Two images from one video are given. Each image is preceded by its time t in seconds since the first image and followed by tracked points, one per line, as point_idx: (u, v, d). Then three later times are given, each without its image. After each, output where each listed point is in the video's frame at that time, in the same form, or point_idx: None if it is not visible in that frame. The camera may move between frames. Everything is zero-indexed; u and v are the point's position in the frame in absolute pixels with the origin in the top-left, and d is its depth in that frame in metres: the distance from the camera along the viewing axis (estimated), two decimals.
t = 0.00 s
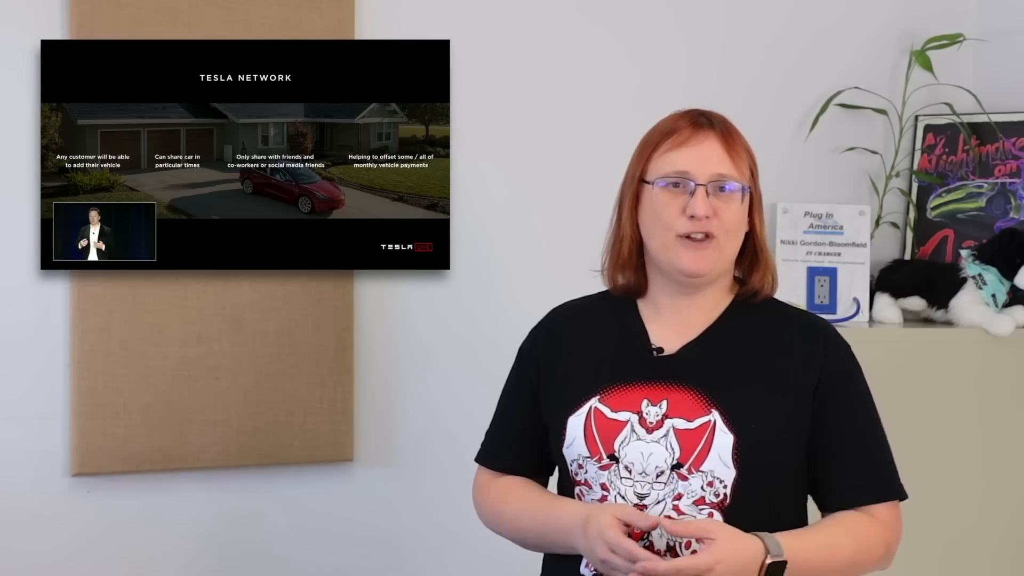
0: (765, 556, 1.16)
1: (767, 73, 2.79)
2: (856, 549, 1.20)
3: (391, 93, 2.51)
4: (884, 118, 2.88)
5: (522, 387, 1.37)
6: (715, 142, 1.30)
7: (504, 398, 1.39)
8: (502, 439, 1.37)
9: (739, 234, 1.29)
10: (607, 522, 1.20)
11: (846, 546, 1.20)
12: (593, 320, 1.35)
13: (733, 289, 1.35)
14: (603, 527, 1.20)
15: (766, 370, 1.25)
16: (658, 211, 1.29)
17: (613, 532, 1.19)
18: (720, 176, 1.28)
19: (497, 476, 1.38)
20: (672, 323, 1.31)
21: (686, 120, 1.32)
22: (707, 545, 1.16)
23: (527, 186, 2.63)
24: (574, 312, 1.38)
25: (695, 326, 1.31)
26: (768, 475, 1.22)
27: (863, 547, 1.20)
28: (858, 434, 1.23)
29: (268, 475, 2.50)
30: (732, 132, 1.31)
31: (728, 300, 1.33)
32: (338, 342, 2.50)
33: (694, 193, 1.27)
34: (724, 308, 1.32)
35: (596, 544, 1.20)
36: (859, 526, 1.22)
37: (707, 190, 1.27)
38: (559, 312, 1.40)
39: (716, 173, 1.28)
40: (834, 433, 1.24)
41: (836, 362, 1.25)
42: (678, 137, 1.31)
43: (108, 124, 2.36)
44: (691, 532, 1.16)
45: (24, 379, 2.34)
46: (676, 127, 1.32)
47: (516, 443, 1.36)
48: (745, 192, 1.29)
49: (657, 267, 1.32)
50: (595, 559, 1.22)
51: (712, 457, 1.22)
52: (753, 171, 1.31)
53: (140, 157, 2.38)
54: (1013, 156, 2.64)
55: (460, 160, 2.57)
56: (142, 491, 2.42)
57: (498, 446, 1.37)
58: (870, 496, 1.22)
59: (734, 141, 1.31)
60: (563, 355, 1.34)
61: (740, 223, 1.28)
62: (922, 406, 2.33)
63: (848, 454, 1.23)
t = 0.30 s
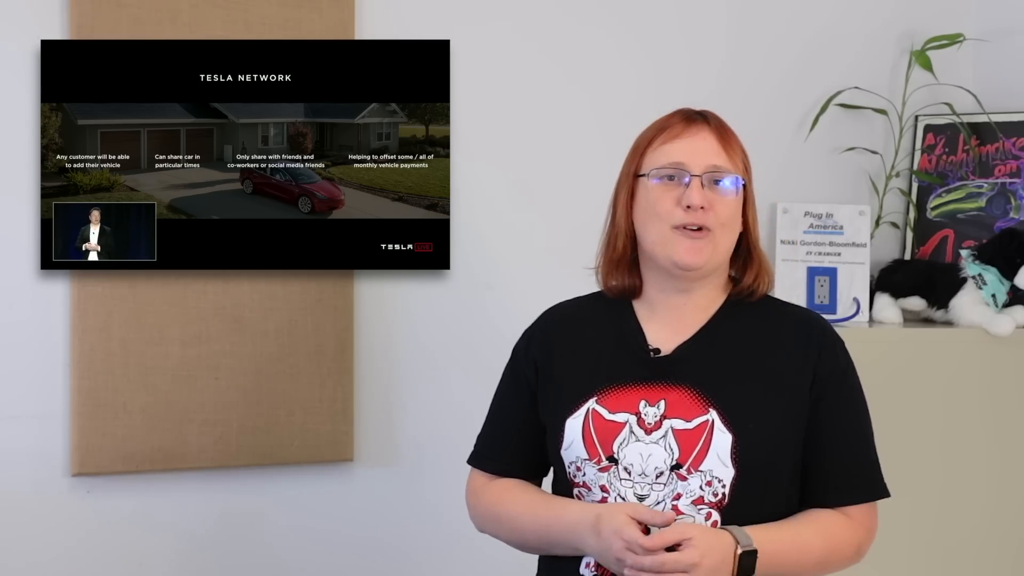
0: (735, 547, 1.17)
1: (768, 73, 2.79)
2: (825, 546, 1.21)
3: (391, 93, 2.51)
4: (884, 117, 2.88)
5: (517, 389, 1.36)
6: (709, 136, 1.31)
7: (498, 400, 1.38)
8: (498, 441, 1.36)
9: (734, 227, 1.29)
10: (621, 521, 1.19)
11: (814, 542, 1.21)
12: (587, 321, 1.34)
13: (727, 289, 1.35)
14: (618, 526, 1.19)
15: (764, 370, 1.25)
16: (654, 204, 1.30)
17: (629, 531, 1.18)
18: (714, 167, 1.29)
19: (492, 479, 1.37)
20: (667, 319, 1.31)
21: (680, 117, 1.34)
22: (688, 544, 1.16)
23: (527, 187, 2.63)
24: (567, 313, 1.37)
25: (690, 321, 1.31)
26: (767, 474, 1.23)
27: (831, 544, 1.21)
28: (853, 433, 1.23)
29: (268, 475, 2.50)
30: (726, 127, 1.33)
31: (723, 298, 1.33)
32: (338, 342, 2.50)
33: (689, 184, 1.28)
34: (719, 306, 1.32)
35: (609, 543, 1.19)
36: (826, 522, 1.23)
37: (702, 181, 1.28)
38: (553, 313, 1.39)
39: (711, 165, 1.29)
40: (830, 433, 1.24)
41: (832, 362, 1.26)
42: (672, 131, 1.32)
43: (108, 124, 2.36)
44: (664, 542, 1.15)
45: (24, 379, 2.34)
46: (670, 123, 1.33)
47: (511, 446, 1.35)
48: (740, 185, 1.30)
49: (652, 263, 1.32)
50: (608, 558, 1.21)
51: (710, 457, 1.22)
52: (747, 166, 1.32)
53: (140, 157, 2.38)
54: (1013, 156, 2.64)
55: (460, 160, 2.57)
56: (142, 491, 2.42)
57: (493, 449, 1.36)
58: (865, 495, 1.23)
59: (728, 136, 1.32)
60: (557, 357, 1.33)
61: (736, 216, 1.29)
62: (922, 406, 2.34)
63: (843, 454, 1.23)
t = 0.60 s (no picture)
0: (734, 544, 1.17)
1: (768, 73, 2.79)
2: (821, 542, 1.21)
3: (391, 93, 2.51)
4: (884, 118, 2.88)
5: (513, 388, 1.34)
6: (706, 133, 1.32)
7: (493, 401, 1.35)
8: (495, 441, 1.34)
9: (733, 222, 1.29)
10: (629, 518, 1.18)
11: (810, 539, 1.21)
12: (584, 321, 1.33)
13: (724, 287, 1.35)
14: (626, 523, 1.18)
15: (763, 366, 1.26)
16: (652, 200, 1.30)
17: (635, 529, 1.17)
18: (713, 163, 1.29)
19: (490, 480, 1.35)
20: (665, 316, 1.31)
21: (677, 115, 1.35)
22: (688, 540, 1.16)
23: (526, 188, 2.63)
24: (563, 313, 1.36)
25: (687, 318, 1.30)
26: (767, 470, 1.23)
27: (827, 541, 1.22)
28: (851, 427, 1.24)
29: (268, 475, 2.50)
30: (723, 125, 1.34)
31: (719, 296, 1.34)
32: (338, 342, 2.50)
33: (687, 179, 1.28)
34: (715, 303, 1.32)
35: (616, 541, 1.18)
36: (820, 521, 1.23)
37: (701, 176, 1.28)
38: (547, 314, 1.38)
39: (709, 160, 1.29)
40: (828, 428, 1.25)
41: (828, 357, 1.27)
42: (669, 129, 1.33)
43: (108, 124, 2.37)
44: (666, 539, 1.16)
45: (23, 378, 2.34)
46: (667, 121, 1.34)
47: (509, 446, 1.33)
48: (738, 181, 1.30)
49: (651, 260, 1.32)
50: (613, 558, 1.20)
51: (714, 452, 1.22)
52: (744, 164, 1.33)
53: (140, 157, 2.38)
54: (1013, 156, 2.64)
55: (460, 160, 2.57)
56: (142, 491, 2.42)
57: (490, 449, 1.34)
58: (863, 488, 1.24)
59: (726, 135, 1.33)
60: (557, 356, 1.32)
61: (734, 211, 1.29)
62: (922, 406, 2.34)
63: (842, 451, 1.24)
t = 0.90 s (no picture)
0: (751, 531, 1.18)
1: (768, 73, 2.79)
2: (826, 533, 1.22)
3: (391, 93, 2.51)
4: (884, 117, 2.88)
5: (512, 387, 1.33)
6: (708, 132, 1.32)
7: (492, 400, 1.35)
8: (495, 440, 1.33)
9: (732, 222, 1.29)
10: (632, 509, 1.18)
11: (816, 529, 1.21)
12: (582, 318, 1.33)
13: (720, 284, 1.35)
14: (629, 514, 1.18)
15: (761, 359, 1.26)
16: (654, 198, 1.30)
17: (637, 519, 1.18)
18: (714, 162, 1.29)
19: (489, 480, 1.34)
20: (664, 312, 1.31)
21: (678, 114, 1.35)
22: (700, 528, 1.17)
23: (526, 188, 2.63)
24: (561, 311, 1.36)
25: (686, 313, 1.31)
26: (768, 463, 1.23)
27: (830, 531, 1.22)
28: (850, 419, 1.25)
29: (268, 475, 2.50)
30: (724, 125, 1.34)
31: (716, 291, 1.34)
32: (338, 342, 2.50)
33: (689, 178, 1.28)
34: (712, 299, 1.33)
35: (620, 533, 1.18)
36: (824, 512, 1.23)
37: (702, 175, 1.28)
38: (545, 312, 1.37)
39: (711, 159, 1.29)
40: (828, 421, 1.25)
41: (825, 351, 1.27)
42: (670, 128, 1.33)
43: (108, 124, 2.36)
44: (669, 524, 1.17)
45: (23, 378, 2.33)
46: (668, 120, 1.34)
47: (510, 445, 1.32)
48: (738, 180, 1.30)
49: (650, 257, 1.32)
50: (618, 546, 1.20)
51: (717, 443, 1.22)
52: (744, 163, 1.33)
53: (140, 157, 2.38)
54: (1013, 156, 2.64)
55: (460, 160, 2.57)
56: (142, 490, 2.42)
57: (491, 449, 1.33)
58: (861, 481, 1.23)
59: (727, 134, 1.33)
60: (556, 352, 1.31)
61: (734, 211, 1.29)
62: (922, 406, 2.34)
63: (840, 444, 1.24)
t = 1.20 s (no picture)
0: (807, 485, 1.18)
1: (768, 73, 2.79)
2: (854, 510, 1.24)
3: (391, 93, 2.51)
4: (884, 117, 2.88)
5: (508, 378, 1.34)
6: (714, 132, 1.32)
7: (487, 393, 1.36)
8: (490, 431, 1.34)
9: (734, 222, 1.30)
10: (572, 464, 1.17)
11: (846, 509, 1.23)
12: (578, 312, 1.33)
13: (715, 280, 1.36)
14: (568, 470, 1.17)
15: (759, 350, 1.25)
16: (659, 196, 1.29)
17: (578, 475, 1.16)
18: (720, 162, 1.29)
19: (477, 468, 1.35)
20: (663, 307, 1.31)
21: (686, 112, 1.34)
22: (757, 467, 1.14)
23: (526, 187, 2.63)
24: (557, 306, 1.35)
25: (684, 308, 1.31)
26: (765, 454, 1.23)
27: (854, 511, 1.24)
28: (846, 412, 1.25)
29: (268, 475, 2.50)
30: (730, 125, 1.34)
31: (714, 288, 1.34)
32: (338, 342, 2.50)
33: (695, 177, 1.28)
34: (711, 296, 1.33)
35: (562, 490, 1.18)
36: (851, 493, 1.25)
37: (708, 175, 1.28)
38: (542, 308, 1.37)
39: (717, 160, 1.29)
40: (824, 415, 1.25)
41: (824, 345, 1.27)
42: (678, 126, 1.32)
43: (108, 124, 2.36)
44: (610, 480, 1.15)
45: (23, 378, 2.34)
46: (676, 117, 1.33)
47: (504, 436, 1.33)
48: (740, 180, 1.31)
49: (651, 253, 1.32)
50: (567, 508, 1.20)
51: (714, 432, 1.21)
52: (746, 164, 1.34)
53: (140, 157, 2.39)
54: (1013, 156, 2.64)
55: (460, 160, 2.58)
56: (142, 490, 2.42)
57: (485, 439, 1.34)
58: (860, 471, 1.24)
59: (732, 134, 1.33)
60: (553, 345, 1.31)
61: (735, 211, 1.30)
62: (921, 406, 2.34)
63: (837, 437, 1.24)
